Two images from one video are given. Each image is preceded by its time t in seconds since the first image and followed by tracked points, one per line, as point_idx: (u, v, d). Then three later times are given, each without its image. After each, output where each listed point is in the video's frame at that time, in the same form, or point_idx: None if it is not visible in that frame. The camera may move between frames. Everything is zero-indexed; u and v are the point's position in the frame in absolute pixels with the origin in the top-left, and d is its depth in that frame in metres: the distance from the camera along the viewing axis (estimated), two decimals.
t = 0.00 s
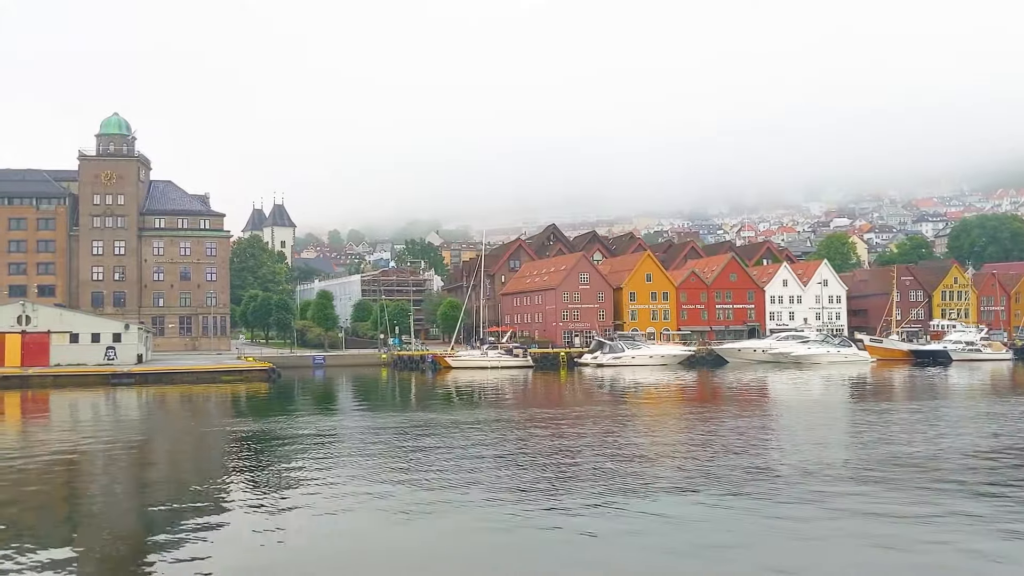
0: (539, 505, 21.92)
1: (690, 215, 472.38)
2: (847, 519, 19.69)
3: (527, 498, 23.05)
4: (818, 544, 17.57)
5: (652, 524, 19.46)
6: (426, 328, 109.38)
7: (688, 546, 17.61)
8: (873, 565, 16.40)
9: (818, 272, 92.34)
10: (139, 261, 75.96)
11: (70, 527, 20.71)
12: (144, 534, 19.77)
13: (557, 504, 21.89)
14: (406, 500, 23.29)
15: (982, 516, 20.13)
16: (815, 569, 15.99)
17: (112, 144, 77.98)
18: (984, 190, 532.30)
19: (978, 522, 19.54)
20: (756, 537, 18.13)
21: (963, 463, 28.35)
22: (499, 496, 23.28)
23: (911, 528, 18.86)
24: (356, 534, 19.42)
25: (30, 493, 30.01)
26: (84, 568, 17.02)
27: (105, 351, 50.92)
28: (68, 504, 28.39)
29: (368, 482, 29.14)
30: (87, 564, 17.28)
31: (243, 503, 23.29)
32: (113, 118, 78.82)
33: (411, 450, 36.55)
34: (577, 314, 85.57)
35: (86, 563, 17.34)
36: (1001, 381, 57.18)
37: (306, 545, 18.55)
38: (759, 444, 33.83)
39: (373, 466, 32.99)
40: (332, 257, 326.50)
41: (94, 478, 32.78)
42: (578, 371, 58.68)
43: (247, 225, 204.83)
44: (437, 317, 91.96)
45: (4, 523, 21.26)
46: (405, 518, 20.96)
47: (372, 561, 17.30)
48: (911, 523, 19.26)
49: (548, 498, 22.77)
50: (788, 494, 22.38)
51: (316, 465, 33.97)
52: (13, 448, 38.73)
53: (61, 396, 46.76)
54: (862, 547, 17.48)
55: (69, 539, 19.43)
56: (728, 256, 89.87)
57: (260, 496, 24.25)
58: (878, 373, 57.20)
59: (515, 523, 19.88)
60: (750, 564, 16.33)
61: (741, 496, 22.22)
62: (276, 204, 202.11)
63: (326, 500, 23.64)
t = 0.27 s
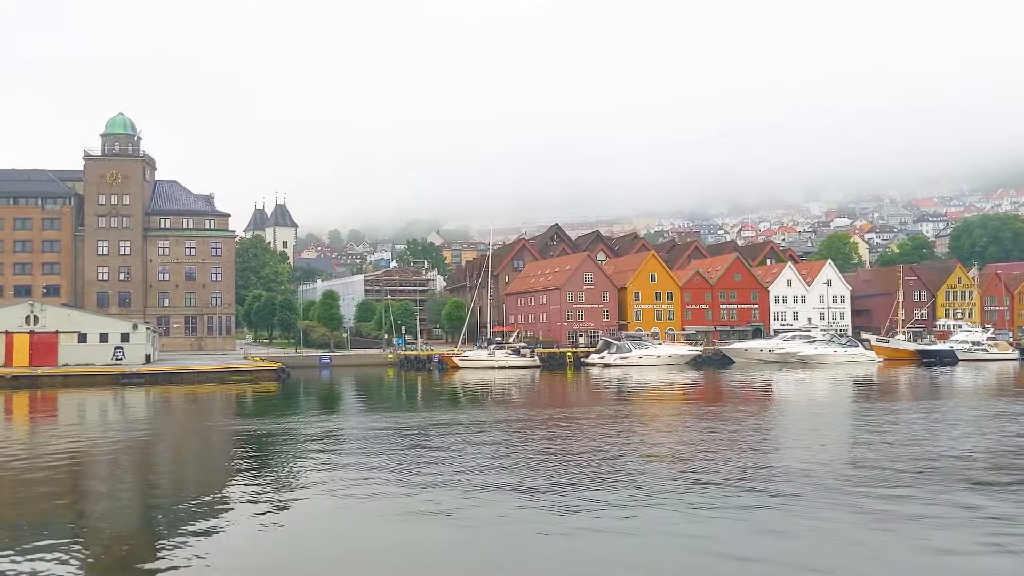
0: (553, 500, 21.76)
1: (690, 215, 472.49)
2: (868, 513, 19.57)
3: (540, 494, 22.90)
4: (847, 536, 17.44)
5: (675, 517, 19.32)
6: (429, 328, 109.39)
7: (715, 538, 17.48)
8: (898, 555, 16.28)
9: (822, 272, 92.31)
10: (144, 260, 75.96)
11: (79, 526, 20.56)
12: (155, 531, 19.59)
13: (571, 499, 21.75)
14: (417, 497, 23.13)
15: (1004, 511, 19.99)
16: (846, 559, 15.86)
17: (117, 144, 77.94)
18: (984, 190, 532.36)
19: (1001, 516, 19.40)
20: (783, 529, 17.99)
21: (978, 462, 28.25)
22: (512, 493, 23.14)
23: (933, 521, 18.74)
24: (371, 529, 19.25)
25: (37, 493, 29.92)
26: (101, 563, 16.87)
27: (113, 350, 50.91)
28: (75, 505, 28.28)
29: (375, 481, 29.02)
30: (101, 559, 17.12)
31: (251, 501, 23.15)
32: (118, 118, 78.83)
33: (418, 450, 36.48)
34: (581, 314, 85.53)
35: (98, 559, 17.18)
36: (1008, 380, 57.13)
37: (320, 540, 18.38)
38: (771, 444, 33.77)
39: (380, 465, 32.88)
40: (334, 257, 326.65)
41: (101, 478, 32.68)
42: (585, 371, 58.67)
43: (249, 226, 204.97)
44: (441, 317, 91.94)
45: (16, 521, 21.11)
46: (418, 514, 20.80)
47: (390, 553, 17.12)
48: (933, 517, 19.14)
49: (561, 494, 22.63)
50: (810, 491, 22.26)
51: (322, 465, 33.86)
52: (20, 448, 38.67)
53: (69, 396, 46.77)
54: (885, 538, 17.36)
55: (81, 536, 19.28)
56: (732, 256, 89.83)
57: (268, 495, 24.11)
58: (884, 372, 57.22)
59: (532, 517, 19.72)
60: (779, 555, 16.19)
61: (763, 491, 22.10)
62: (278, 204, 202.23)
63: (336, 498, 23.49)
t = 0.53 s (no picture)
0: (568, 498, 21.71)
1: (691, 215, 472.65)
2: (888, 512, 19.54)
3: (555, 492, 22.84)
4: (877, 536, 17.39)
5: (700, 516, 19.26)
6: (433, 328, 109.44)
7: (743, 537, 17.46)
8: (924, 554, 16.22)
9: (826, 272, 92.32)
10: (150, 261, 76.00)
11: (93, 522, 20.51)
12: (169, 527, 19.53)
13: (586, 497, 21.73)
14: (429, 495, 23.08)
15: None
16: (879, 560, 15.82)
17: (122, 144, 77.92)
18: (984, 190, 532.56)
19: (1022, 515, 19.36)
20: (814, 529, 17.92)
21: (993, 461, 28.24)
22: (525, 491, 23.11)
23: (955, 520, 18.72)
24: (388, 526, 19.18)
25: (45, 492, 29.85)
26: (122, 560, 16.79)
27: (122, 351, 50.91)
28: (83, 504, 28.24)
29: (383, 479, 29.01)
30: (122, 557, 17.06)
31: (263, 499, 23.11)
32: (124, 118, 78.84)
33: (424, 450, 36.45)
34: (585, 314, 85.51)
35: (118, 556, 17.12)
36: (1015, 380, 57.14)
37: (339, 537, 18.33)
38: (784, 443, 33.76)
39: (387, 465, 32.86)
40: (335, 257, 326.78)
41: (110, 477, 32.65)
42: (592, 371, 58.69)
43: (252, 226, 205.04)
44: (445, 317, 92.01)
45: (27, 521, 21.01)
46: (434, 511, 20.79)
47: (413, 552, 17.08)
48: (955, 516, 19.09)
49: (575, 492, 22.59)
50: (833, 490, 22.23)
51: (327, 465, 33.85)
52: (27, 448, 38.64)
53: (77, 396, 46.78)
54: (908, 538, 17.32)
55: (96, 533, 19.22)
56: (737, 255, 89.82)
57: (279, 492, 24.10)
58: (891, 372, 57.25)
59: (552, 516, 19.66)
60: (811, 555, 16.14)
61: (785, 490, 22.07)
62: (280, 204, 202.36)
63: (347, 496, 23.43)
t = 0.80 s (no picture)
0: (583, 498, 21.69)
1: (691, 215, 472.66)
2: (910, 512, 19.58)
3: (567, 493, 22.83)
4: (906, 536, 17.40)
5: (725, 516, 19.25)
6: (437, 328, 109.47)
7: (771, 537, 17.46)
8: (950, 554, 16.27)
9: (830, 272, 92.34)
10: (155, 261, 76.04)
11: (107, 522, 20.48)
12: (184, 528, 19.51)
13: (601, 498, 21.72)
14: (441, 496, 23.06)
15: None
16: (911, 560, 15.82)
17: (128, 144, 77.95)
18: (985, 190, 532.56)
19: None
20: (842, 529, 17.94)
21: (1009, 460, 28.28)
22: (538, 492, 23.08)
23: (977, 520, 18.76)
24: (406, 527, 19.16)
25: (54, 490, 29.86)
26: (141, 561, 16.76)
27: (130, 350, 50.95)
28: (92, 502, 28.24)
29: (392, 480, 28.99)
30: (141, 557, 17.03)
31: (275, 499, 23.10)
32: (129, 118, 78.85)
33: (432, 450, 36.41)
34: (590, 314, 85.51)
35: (136, 557, 17.10)
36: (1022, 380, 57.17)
37: (356, 538, 18.30)
38: (796, 443, 33.78)
39: (395, 465, 32.84)
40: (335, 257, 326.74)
41: (117, 477, 32.64)
42: (599, 371, 58.73)
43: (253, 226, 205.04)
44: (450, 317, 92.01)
45: (40, 520, 21.00)
46: (450, 512, 20.77)
47: (437, 553, 17.06)
48: (978, 516, 19.13)
49: (589, 492, 22.57)
50: (854, 490, 22.23)
51: (334, 465, 33.84)
52: (35, 448, 38.65)
53: (86, 396, 46.82)
54: (932, 537, 17.37)
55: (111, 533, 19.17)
56: (741, 256, 89.83)
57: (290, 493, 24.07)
58: (898, 372, 57.26)
59: (572, 517, 19.63)
60: (841, 555, 16.15)
61: (807, 490, 22.07)
62: (282, 204, 202.38)
63: (360, 496, 23.43)
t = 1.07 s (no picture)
0: (598, 498, 21.64)
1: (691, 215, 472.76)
2: (931, 511, 19.65)
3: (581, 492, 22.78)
4: (934, 537, 17.39)
5: (748, 516, 19.24)
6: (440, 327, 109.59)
7: (798, 537, 17.45)
8: (976, 553, 16.32)
9: (834, 272, 92.37)
10: (160, 260, 76.08)
11: (121, 521, 20.42)
12: (199, 527, 19.44)
13: (617, 498, 21.67)
14: (454, 496, 23.00)
15: None
16: (942, 560, 15.80)
17: (133, 144, 77.95)
18: (985, 190, 532.58)
19: None
20: (866, 529, 18.02)
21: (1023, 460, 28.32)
22: (551, 491, 23.05)
23: (999, 519, 18.82)
24: (424, 527, 19.10)
25: (63, 490, 29.83)
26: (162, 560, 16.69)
27: (138, 350, 50.99)
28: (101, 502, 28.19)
29: (400, 480, 28.96)
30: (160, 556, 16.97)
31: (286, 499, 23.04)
32: (134, 118, 78.84)
33: (439, 451, 36.37)
34: (594, 314, 85.46)
35: (153, 557, 17.03)
36: None
37: (373, 538, 18.23)
38: (811, 442, 33.79)
39: (402, 465, 32.80)
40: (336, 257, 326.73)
41: (125, 477, 32.58)
42: (606, 371, 58.82)
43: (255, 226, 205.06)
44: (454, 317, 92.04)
45: (55, 518, 20.99)
46: (465, 512, 20.72)
47: (460, 552, 17.00)
48: (998, 515, 19.20)
49: (603, 491, 22.53)
50: (874, 490, 22.23)
51: (341, 465, 33.80)
52: (44, 449, 38.63)
53: (94, 395, 46.84)
54: (956, 536, 17.44)
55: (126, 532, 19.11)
56: (745, 255, 89.86)
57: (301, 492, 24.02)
58: (904, 371, 57.33)
59: (591, 517, 19.59)
60: (871, 556, 16.13)
61: (827, 490, 22.06)
62: (284, 204, 202.41)
63: (371, 496, 23.38)
